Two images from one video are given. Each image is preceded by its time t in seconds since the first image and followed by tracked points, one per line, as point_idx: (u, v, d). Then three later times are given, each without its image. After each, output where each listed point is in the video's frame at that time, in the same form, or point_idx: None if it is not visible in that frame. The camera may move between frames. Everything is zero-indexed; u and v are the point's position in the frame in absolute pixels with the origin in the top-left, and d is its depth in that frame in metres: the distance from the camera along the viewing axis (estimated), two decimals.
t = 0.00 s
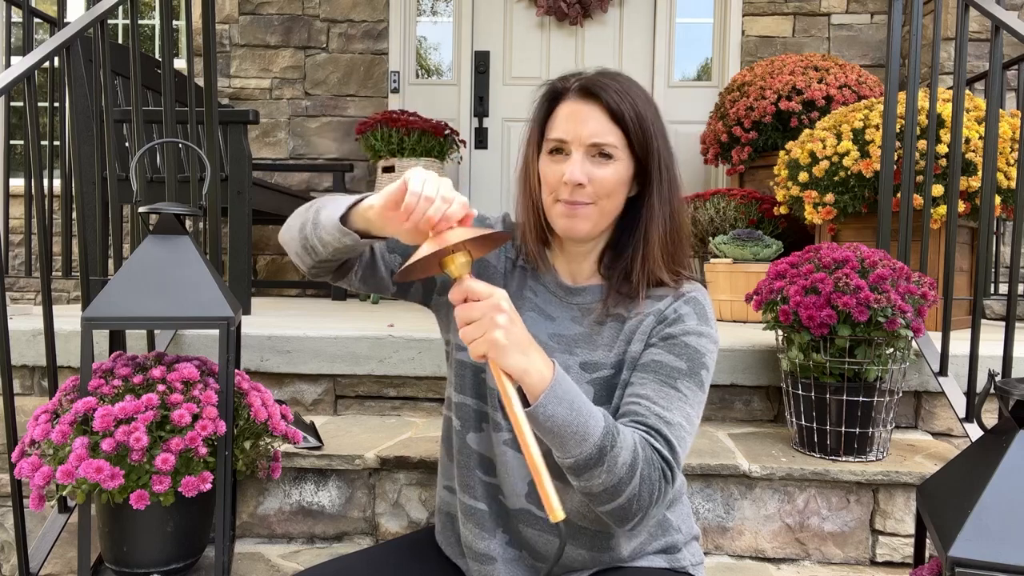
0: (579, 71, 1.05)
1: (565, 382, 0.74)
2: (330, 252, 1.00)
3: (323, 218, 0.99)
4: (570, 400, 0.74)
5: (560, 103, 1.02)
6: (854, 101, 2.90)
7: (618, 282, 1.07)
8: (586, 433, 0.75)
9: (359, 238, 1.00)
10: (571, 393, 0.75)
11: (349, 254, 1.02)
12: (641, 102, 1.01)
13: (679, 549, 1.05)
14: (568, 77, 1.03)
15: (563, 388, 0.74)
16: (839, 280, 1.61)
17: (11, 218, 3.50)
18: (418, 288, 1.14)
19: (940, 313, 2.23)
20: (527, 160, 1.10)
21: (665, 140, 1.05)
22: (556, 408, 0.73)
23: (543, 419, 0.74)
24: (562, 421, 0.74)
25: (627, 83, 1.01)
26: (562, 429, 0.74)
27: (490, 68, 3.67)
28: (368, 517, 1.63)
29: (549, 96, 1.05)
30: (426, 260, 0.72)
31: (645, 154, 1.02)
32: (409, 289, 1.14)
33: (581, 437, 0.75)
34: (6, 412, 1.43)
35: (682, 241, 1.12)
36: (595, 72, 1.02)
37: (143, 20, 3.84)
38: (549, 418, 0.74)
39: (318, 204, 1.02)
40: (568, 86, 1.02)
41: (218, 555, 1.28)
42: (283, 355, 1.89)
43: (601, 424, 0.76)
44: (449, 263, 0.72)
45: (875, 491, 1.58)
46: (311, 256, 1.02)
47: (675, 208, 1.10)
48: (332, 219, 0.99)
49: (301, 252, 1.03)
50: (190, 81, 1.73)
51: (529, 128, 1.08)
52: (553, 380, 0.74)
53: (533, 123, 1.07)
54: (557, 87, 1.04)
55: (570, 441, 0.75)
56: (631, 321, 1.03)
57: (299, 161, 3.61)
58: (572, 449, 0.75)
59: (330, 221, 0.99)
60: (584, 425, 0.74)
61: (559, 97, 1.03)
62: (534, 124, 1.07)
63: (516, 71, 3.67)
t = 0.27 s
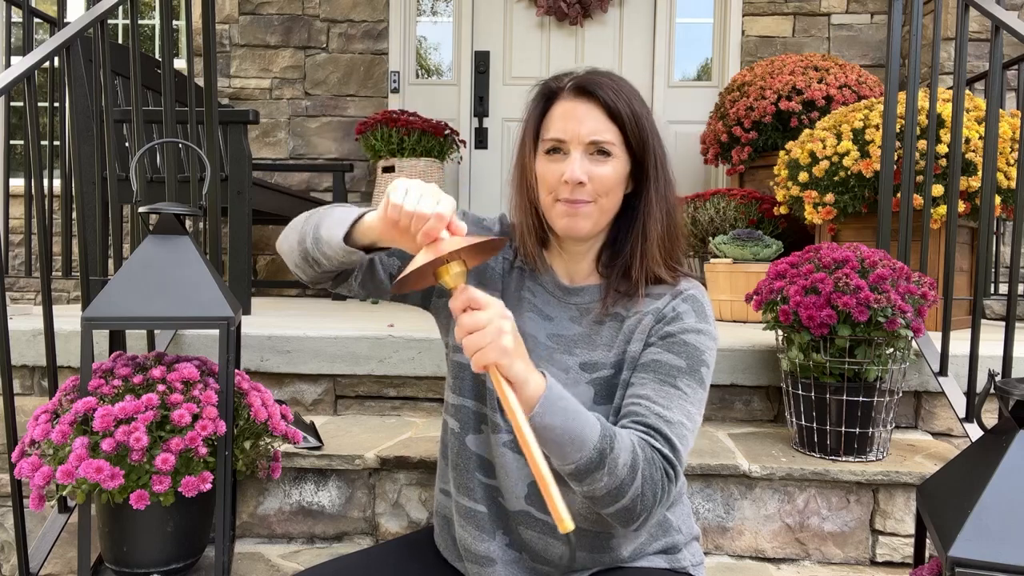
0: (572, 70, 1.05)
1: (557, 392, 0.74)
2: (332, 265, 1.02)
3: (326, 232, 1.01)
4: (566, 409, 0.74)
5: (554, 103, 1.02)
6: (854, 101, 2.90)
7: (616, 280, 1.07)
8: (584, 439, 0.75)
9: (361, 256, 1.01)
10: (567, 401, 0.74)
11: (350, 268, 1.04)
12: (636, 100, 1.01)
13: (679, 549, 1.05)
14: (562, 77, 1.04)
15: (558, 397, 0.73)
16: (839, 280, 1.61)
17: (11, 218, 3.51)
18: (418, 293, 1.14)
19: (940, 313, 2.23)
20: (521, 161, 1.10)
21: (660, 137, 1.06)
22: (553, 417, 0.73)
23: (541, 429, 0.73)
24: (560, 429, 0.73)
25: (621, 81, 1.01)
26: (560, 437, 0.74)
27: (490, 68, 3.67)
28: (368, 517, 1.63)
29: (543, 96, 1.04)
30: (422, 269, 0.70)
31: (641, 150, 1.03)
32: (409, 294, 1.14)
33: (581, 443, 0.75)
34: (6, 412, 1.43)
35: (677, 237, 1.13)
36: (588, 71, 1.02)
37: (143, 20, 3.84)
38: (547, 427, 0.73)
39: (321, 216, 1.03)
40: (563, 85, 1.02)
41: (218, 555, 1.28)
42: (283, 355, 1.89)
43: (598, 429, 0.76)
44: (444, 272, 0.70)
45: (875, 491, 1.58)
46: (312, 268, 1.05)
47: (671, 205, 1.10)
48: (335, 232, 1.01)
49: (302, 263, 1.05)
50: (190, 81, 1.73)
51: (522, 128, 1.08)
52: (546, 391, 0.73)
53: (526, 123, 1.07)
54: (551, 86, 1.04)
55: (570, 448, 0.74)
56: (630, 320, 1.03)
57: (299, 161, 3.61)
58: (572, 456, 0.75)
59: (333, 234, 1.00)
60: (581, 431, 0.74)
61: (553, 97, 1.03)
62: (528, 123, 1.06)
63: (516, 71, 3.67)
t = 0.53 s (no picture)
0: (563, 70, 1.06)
1: (572, 373, 0.73)
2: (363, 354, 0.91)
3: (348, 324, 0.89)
4: (576, 392, 0.73)
5: (548, 102, 1.02)
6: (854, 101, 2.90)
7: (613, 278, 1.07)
8: (589, 426, 0.74)
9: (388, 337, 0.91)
10: (578, 383, 0.74)
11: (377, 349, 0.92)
12: (628, 98, 1.02)
13: (679, 550, 1.05)
14: (554, 76, 1.04)
15: (570, 377, 0.73)
16: (839, 280, 1.61)
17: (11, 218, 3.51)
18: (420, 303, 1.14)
19: (940, 313, 2.23)
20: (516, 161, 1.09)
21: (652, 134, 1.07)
22: (564, 398, 0.73)
23: (550, 408, 0.73)
24: (568, 413, 0.73)
25: (612, 80, 1.02)
26: (568, 419, 0.73)
27: (490, 68, 3.67)
28: (368, 517, 1.63)
29: (535, 96, 1.04)
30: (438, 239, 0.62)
31: (634, 148, 1.04)
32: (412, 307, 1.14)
33: (585, 430, 0.74)
34: (6, 412, 1.43)
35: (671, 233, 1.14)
36: (580, 70, 1.03)
37: (143, 20, 3.84)
38: (556, 408, 0.73)
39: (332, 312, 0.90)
40: (556, 84, 1.02)
41: (218, 555, 1.28)
42: (283, 355, 1.89)
43: (604, 419, 0.75)
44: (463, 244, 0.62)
45: (875, 491, 1.58)
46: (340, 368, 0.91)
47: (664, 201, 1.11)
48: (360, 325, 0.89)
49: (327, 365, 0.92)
50: (190, 81, 1.73)
51: (515, 128, 1.07)
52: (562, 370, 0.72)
53: (520, 123, 1.06)
54: (543, 86, 1.04)
55: (574, 433, 0.74)
56: (628, 319, 1.03)
57: (299, 161, 3.61)
58: (576, 442, 0.75)
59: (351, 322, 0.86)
60: (587, 417, 0.74)
61: (547, 96, 1.03)
62: (521, 123, 1.06)
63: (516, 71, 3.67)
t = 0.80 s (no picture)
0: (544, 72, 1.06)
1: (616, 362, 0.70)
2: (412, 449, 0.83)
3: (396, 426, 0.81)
4: (619, 381, 0.71)
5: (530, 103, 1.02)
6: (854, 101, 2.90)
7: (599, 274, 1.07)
8: (630, 411, 0.73)
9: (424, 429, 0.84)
10: (620, 370, 0.71)
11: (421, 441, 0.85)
12: (610, 96, 1.03)
13: (679, 550, 1.03)
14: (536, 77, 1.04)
15: (616, 370, 0.70)
16: (839, 280, 1.61)
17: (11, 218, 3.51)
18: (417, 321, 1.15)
19: (940, 313, 2.23)
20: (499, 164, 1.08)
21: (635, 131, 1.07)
22: (609, 389, 0.70)
23: (594, 399, 0.70)
24: (611, 402, 0.71)
25: (594, 80, 1.03)
26: (610, 407, 0.71)
27: (490, 68, 3.67)
28: (368, 517, 1.63)
29: (518, 96, 1.04)
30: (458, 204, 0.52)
31: (618, 145, 1.04)
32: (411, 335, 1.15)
33: (626, 414, 0.72)
34: (6, 411, 1.43)
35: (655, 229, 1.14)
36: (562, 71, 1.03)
37: (143, 20, 3.84)
38: (601, 399, 0.70)
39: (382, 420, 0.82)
40: (539, 85, 1.02)
41: (218, 555, 1.28)
42: (283, 355, 1.89)
43: (643, 403, 0.74)
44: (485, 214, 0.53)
45: (875, 491, 1.58)
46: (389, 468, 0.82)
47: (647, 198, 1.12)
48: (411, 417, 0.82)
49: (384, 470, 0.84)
50: (190, 80, 1.73)
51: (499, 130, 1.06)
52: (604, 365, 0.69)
53: (503, 124, 1.05)
54: (525, 86, 1.04)
55: (614, 420, 0.72)
56: (621, 312, 1.02)
57: (299, 161, 3.61)
58: (614, 427, 0.73)
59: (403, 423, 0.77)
60: (629, 402, 0.72)
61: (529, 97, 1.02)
62: (504, 124, 1.05)
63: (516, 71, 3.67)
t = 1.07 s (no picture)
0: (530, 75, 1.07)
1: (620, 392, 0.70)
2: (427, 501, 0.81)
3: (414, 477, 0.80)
4: (626, 410, 0.71)
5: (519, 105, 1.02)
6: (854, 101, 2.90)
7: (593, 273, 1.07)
8: (634, 433, 0.73)
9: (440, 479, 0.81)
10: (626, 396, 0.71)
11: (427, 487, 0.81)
12: (599, 97, 1.03)
13: (680, 550, 1.03)
14: (523, 80, 1.05)
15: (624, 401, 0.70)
16: (839, 280, 1.61)
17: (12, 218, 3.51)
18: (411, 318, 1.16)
19: (940, 313, 2.22)
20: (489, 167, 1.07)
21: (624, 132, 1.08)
22: (614, 419, 0.70)
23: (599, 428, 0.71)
24: (619, 429, 0.71)
25: (581, 81, 1.04)
26: (616, 435, 0.71)
27: (490, 68, 3.67)
28: (368, 517, 1.63)
29: (508, 99, 1.05)
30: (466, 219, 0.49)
31: (608, 146, 1.05)
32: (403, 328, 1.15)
33: (632, 436, 0.72)
34: (6, 411, 1.43)
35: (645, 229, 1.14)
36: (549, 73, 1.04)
37: (143, 20, 3.84)
38: (606, 428, 0.70)
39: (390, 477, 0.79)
40: (526, 87, 1.03)
41: (218, 555, 1.28)
42: (283, 355, 1.89)
43: (648, 423, 0.74)
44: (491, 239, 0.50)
45: (875, 491, 1.58)
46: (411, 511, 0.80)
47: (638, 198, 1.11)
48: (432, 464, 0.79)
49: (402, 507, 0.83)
50: (191, 80, 1.73)
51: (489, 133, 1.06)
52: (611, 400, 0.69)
53: (493, 127, 1.05)
54: (514, 89, 1.04)
55: (619, 443, 0.72)
56: (617, 311, 1.03)
57: (299, 161, 3.61)
58: (619, 448, 0.72)
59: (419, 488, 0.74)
60: (636, 426, 0.72)
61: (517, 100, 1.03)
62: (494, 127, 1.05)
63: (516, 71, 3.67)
